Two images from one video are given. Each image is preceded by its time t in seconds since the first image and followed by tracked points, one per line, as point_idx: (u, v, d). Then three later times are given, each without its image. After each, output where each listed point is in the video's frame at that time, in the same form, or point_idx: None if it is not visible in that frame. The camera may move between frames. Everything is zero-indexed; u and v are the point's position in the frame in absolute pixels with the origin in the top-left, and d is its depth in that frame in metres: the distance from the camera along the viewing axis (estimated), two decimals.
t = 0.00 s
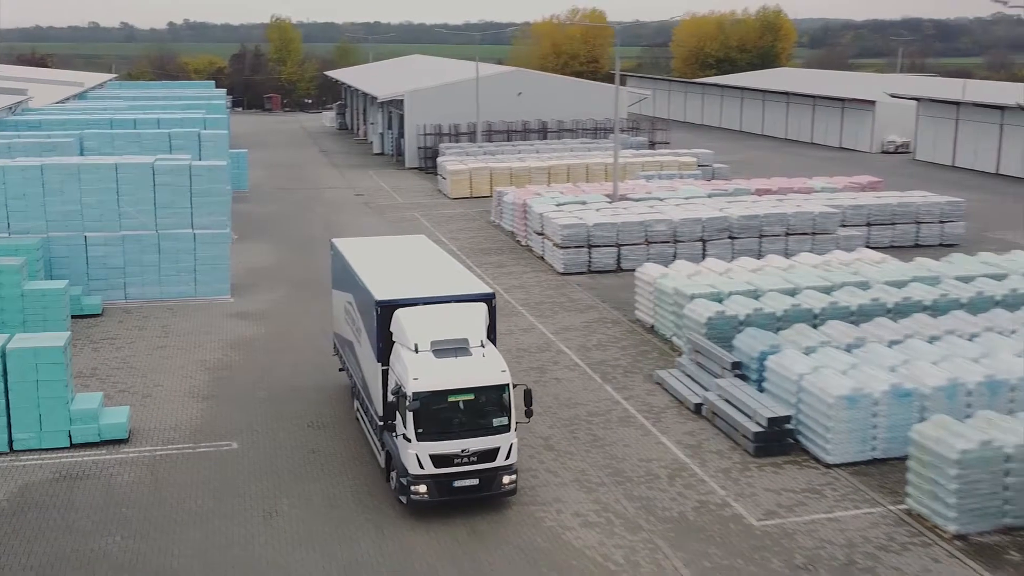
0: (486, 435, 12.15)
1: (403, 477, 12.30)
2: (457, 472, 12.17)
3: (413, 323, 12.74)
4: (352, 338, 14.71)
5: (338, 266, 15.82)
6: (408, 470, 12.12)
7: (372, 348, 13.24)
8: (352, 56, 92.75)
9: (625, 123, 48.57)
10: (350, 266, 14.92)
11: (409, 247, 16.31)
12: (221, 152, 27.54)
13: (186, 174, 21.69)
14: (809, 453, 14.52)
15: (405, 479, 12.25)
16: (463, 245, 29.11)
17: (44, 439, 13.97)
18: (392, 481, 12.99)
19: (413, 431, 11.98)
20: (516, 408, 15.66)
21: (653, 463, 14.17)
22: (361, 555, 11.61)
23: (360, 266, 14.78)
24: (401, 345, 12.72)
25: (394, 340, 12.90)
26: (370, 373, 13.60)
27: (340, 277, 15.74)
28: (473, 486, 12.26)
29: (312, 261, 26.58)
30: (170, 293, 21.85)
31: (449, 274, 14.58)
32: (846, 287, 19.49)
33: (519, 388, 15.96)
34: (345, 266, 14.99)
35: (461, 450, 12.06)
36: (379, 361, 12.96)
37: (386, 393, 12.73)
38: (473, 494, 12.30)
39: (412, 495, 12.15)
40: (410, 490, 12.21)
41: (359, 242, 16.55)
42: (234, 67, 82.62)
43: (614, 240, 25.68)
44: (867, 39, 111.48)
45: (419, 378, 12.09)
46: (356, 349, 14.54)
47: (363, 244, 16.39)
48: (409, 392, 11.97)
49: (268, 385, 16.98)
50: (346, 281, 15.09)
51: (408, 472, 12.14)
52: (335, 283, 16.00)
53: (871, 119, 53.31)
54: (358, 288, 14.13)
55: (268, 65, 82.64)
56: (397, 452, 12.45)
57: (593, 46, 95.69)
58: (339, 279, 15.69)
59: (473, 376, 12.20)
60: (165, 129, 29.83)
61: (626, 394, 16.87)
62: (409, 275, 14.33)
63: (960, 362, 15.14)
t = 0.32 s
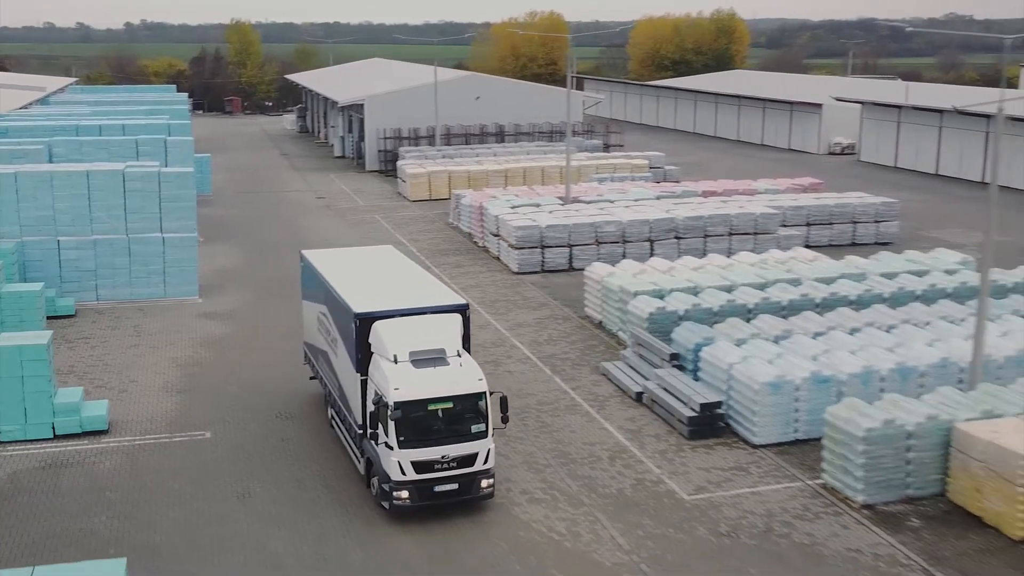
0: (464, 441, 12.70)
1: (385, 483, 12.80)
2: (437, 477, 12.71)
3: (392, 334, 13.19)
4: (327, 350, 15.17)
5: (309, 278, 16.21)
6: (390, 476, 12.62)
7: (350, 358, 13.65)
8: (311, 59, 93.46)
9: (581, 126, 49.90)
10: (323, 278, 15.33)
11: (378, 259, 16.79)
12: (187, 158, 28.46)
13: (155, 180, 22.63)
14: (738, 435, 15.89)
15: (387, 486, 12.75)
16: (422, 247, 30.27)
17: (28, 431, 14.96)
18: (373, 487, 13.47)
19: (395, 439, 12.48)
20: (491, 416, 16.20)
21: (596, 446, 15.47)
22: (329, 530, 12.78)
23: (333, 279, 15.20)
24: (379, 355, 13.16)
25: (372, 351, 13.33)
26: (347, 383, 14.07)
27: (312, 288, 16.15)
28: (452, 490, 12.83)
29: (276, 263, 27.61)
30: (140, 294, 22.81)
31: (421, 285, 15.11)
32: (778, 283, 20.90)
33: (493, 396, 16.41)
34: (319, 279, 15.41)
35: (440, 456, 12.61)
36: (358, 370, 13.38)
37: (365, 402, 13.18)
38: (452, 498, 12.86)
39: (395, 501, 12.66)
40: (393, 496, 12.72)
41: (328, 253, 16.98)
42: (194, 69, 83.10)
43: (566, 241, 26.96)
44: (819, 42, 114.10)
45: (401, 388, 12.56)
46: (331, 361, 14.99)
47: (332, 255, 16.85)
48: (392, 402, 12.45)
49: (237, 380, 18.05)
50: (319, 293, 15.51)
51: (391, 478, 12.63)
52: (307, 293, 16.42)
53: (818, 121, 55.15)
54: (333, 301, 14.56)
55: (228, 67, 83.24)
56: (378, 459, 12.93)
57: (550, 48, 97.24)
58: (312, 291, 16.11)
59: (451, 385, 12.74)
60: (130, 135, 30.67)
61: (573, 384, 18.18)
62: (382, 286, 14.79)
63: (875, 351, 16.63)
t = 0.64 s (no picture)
0: (448, 448, 13.30)
1: (372, 490, 13.37)
2: (422, 484, 13.31)
3: (376, 347, 13.71)
4: (307, 361, 15.69)
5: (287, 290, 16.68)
6: (377, 483, 13.19)
7: (333, 371, 14.19)
8: (273, 61, 94.13)
9: (539, 130, 51.21)
10: (303, 291, 15.81)
11: (353, 271, 17.27)
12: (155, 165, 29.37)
13: (125, 187, 23.57)
14: (676, 423, 17.23)
15: (374, 492, 13.33)
16: (384, 249, 31.41)
17: (13, 426, 16.01)
18: (357, 494, 14.03)
19: (382, 447, 13.06)
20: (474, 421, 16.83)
21: (544, 434, 16.76)
22: (299, 512, 13.93)
23: (313, 292, 15.67)
24: (364, 366, 13.68)
25: (355, 362, 13.86)
26: (329, 393, 14.61)
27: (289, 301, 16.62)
28: (436, 495, 13.43)
29: (243, 266, 28.61)
30: (112, 296, 23.79)
31: (399, 297, 15.59)
32: (718, 282, 22.27)
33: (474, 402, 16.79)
34: (298, 291, 15.90)
35: (425, 463, 13.22)
36: (342, 382, 13.92)
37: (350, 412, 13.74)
38: (435, 503, 13.47)
39: (381, 506, 13.23)
40: (379, 502, 13.30)
41: (302, 265, 17.53)
42: (156, 72, 83.64)
43: (521, 243, 28.22)
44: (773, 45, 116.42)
45: (386, 398, 13.10)
46: (310, 371, 15.57)
47: (306, 268, 17.41)
48: (378, 412, 12.99)
49: (209, 377, 19.13)
50: (298, 305, 15.99)
51: (377, 485, 13.21)
52: (284, 305, 16.97)
53: (769, 125, 56.88)
54: (314, 315, 15.05)
55: (190, 70, 83.79)
56: (364, 467, 13.49)
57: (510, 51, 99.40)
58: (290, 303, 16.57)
59: (435, 395, 13.29)
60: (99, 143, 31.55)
61: (525, 377, 19.47)
62: (361, 298, 15.25)
63: (802, 344, 18.04)
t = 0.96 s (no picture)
0: (436, 452, 13.98)
1: (363, 494, 13.99)
2: (411, 487, 13.99)
3: (364, 356, 14.25)
4: (290, 371, 16.19)
5: (267, 302, 17.12)
6: (368, 488, 13.83)
7: (321, 380, 14.71)
8: (237, 63, 94.68)
9: (500, 134, 52.45)
10: (285, 303, 16.28)
11: (328, 281, 17.74)
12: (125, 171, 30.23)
13: (98, 194, 24.48)
14: (623, 414, 18.53)
15: (365, 496, 13.98)
16: (349, 252, 32.48)
17: None
18: (347, 497, 14.66)
19: (373, 454, 13.67)
20: (459, 425, 17.40)
21: (500, 424, 17.99)
22: (272, 498, 15.03)
23: (296, 303, 16.14)
24: (352, 376, 14.24)
25: (343, 371, 14.38)
26: (315, 401, 15.14)
27: (270, 312, 17.05)
28: (425, 497, 14.13)
29: (213, 270, 29.56)
30: (87, 299, 24.78)
31: (377, 305, 16.25)
32: (666, 282, 23.62)
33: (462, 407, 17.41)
34: (280, 303, 16.34)
35: (414, 468, 13.88)
36: (330, 391, 14.46)
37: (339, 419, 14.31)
38: (424, 505, 14.16)
39: (373, 510, 13.89)
40: (371, 505, 13.95)
41: (278, 276, 18.00)
42: (120, 76, 83.97)
43: (481, 245, 29.43)
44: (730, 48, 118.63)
45: (376, 406, 13.68)
46: (294, 380, 16.07)
47: (283, 278, 17.91)
48: (368, 419, 13.60)
49: (184, 375, 20.18)
50: (280, 316, 16.44)
51: (368, 490, 13.85)
52: (263, 315, 17.45)
53: (724, 128, 58.48)
54: (298, 326, 15.52)
55: (154, 73, 84.25)
56: (354, 473, 14.12)
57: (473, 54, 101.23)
58: (270, 314, 17.00)
59: (423, 402, 13.91)
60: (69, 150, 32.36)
61: (484, 373, 20.69)
62: (342, 309, 15.77)
63: (740, 339, 19.43)
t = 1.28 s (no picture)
0: (427, 453, 14.72)
1: (359, 494, 14.69)
2: (405, 485, 14.72)
3: (358, 362, 14.86)
4: (278, 378, 16.77)
5: (253, 311, 17.62)
6: (364, 488, 14.53)
7: (314, 385, 15.32)
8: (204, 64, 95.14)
9: (466, 137, 53.62)
10: (273, 312, 16.79)
11: (309, 289, 18.26)
12: (98, 176, 31.09)
13: (75, 201, 25.39)
14: (578, 405, 19.78)
15: (360, 496, 14.68)
16: (318, 253, 33.53)
17: None
18: (341, 497, 15.34)
19: (368, 455, 14.37)
20: (450, 424, 18.18)
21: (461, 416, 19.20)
22: (247, 486, 16.13)
23: (283, 312, 16.68)
24: (346, 381, 14.86)
25: (337, 376, 15.01)
26: (306, 406, 15.76)
27: (255, 321, 17.55)
28: (417, 495, 14.87)
29: (185, 272, 30.52)
30: (64, 301, 25.73)
31: (362, 312, 16.91)
32: (621, 281, 24.88)
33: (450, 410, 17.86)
34: (268, 312, 16.86)
35: (407, 468, 14.61)
36: (323, 396, 15.07)
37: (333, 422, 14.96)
38: (417, 503, 14.90)
39: (368, 508, 14.60)
40: (366, 504, 14.66)
41: (260, 285, 18.54)
42: (87, 78, 84.21)
43: (446, 247, 30.59)
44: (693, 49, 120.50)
45: (372, 409, 14.34)
46: (282, 386, 16.67)
47: (265, 286, 18.43)
48: (364, 421, 14.26)
49: (161, 373, 21.24)
50: (267, 325, 16.96)
51: (364, 490, 14.55)
52: (246, 324, 17.98)
53: (685, 131, 59.94)
54: (288, 334, 16.08)
55: (122, 76, 84.60)
56: (349, 474, 14.80)
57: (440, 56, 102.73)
58: (257, 323, 17.50)
59: (415, 405, 14.61)
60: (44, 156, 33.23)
61: (447, 368, 21.90)
62: (325, 317, 16.39)
63: (687, 334, 20.73)
